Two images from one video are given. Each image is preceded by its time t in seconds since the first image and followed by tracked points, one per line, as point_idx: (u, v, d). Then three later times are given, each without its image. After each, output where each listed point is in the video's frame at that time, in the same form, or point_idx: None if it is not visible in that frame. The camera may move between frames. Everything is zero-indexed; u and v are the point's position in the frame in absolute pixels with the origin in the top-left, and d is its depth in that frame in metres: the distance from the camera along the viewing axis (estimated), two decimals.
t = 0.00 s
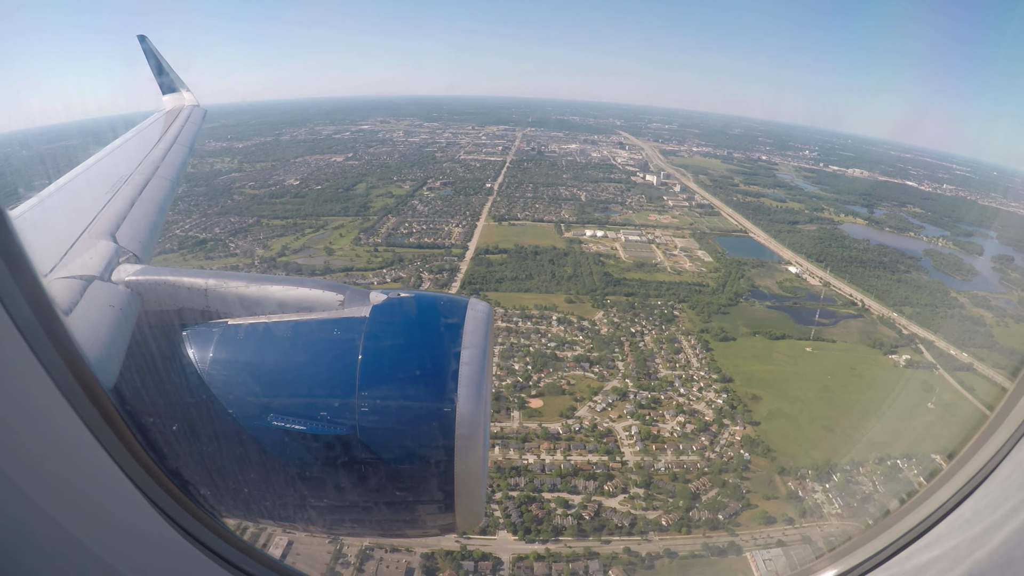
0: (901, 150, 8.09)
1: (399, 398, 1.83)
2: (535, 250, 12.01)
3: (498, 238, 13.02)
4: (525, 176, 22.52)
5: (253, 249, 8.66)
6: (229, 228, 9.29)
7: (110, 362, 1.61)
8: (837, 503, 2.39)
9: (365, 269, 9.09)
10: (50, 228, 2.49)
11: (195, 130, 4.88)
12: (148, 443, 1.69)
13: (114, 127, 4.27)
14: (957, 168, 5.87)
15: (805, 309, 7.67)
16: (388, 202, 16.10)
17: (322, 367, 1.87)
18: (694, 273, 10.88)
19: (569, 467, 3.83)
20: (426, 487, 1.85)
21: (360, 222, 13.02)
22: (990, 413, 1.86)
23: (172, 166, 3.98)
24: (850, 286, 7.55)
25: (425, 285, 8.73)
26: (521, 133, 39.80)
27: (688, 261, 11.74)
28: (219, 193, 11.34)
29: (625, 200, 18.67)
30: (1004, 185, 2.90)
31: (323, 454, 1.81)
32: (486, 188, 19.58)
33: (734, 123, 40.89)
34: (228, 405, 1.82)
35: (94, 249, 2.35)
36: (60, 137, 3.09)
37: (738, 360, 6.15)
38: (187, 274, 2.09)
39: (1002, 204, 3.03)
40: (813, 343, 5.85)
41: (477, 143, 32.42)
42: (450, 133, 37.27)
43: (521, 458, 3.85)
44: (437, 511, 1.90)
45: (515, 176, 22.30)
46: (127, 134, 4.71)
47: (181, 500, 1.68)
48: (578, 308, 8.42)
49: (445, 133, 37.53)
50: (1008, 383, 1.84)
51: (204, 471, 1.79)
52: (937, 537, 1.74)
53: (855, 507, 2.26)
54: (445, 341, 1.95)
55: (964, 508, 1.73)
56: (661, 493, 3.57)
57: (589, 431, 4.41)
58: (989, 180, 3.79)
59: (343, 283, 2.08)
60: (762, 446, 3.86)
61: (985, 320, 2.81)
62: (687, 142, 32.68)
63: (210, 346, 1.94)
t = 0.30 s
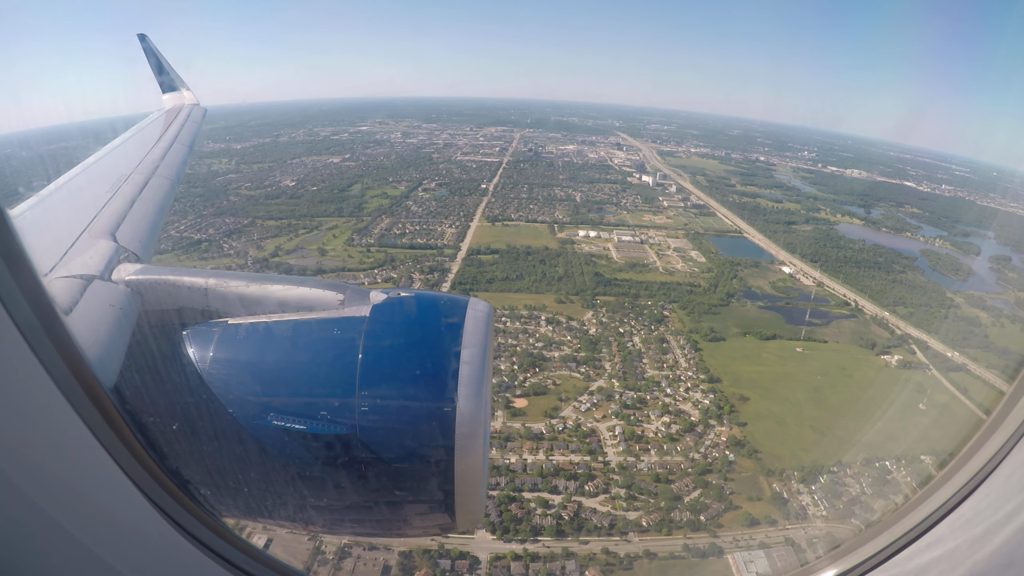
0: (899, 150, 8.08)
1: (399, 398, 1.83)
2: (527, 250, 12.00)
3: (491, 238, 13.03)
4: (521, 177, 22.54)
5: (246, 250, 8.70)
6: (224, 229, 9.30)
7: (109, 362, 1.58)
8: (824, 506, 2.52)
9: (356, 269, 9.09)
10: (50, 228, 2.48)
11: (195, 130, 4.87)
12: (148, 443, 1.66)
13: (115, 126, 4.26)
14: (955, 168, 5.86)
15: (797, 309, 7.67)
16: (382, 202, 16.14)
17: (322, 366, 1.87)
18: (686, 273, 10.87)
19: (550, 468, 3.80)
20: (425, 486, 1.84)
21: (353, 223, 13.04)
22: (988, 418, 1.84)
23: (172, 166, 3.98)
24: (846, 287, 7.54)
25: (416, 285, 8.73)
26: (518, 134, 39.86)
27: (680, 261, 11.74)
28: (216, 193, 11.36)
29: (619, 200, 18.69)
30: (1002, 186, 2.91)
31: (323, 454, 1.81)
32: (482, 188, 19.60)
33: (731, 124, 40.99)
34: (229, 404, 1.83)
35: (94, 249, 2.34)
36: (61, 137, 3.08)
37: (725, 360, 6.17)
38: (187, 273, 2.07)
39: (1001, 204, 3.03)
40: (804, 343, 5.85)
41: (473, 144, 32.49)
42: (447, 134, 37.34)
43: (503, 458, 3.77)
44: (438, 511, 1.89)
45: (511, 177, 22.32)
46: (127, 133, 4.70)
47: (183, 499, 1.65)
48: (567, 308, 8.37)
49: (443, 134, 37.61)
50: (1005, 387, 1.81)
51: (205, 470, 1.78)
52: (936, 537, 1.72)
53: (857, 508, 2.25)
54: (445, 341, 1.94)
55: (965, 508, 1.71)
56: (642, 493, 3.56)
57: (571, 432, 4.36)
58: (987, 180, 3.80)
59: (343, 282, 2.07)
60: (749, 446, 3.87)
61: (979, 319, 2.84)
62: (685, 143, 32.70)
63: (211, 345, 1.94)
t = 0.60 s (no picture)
0: (898, 151, 8.07)
1: (399, 397, 1.81)
2: (519, 250, 12.00)
3: (484, 239, 13.05)
4: (516, 178, 22.58)
5: (240, 251, 8.73)
6: (219, 230, 9.30)
7: (109, 361, 1.57)
8: (808, 507, 2.53)
9: (347, 270, 9.12)
10: (50, 227, 2.46)
11: (196, 129, 4.85)
12: (147, 443, 1.65)
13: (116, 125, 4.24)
14: (954, 169, 5.85)
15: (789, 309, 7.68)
16: (377, 203, 16.19)
17: (322, 365, 1.85)
18: (678, 274, 10.87)
19: (532, 467, 3.75)
20: (426, 485, 1.82)
21: (347, 224, 13.07)
22: (983, 422, 1.82)
23: (172, 165, 3.96)
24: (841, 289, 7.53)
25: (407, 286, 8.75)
26: (515, 135, 39.96)
27: (672, 262, 11.73)
28: (211, 194, 11.38)
29: (614, 201, 18.72)
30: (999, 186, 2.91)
31: (323, 453, 1.79)
32: (477, 189, 19.63)
33: (729, 126, 41.07)
34: (228, 404, 1.80)
35: (94, 248, 2.32)
36: (60, 136, 3.05)
37: (713, 360, 6.18)
38: (187, 272, 2.05)
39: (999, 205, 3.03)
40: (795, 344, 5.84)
41: (470, 145, 32.57)
42: (445, 136, 37.40)
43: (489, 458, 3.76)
44: (438, 510, 1.87)
45: (506, 178, 22.36)
46: (127, 132, 4.67)
47: (180, 499, 1.64)
48: (557, 308, 8.34)
49: (440, 136, 37.72)
50: (1004, 389, 1.79)
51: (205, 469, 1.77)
52: (937, 537, 1.69)
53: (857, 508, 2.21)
54: (445, 340, 1.92)
55: (967, 509, 1.68)
56: (623, 494, 3.54)
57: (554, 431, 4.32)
58: (985, 180, 3.80)
59: (344, 281, 2.05)
60: (734, 447, 3.85)
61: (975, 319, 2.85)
62: (683, 144, 32.74)
63: (210, 344, 1.92)
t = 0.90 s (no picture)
0: (896, 152, 8.06)
1: (400, 398, 1.79)
2: (512, 252, 12.01)
3: (476, 240, 13.06)
4: (512, 179, 22.62)
5: (233, 252, 8.74)
6: (213, 231, 9.30)
7: (110, 361, 1.57)
8: (793, 510, 2.58)
9: (338, 272, 9.14)
10: (50, 228, 2.45)
11: (196, 131, 4.85)
12: (148, 443, 1.64)
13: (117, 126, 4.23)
14: (953, 171, 5.85)
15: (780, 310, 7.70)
16: (372, 205, 16.23)
17: (322, 365, 1.83)
18: (670, 275, 10.87)
19: (513, 467, 3.69)
20: (426, 486, 1.80)
21: (340, 226, 13.10)
22: (977, 427, 1.80)
23: (173, 166, 3.95)
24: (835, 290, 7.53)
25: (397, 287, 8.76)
26: (512, 136, 40.01)
27: (664, 263, 11.73)
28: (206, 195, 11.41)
29: (609, 202, 18.73)
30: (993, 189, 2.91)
31: (324, 454, 1.76)
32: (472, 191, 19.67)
33: (727, 128, 41.11)
34: (228, 404, 1.78)
35: (94, 249, 2.30)
36: (61, 137, 3.05)
37: (700, 360, 6.20)
38: (188, 273, 2.05)
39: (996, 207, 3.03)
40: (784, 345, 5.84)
41: (467, 147, 32.63)
42: (442, 138, 37.40)
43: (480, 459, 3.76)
44: (439, 511, 1.85)
45: (502, 180, 22.39)
46: (127, 133, 4.66)
47: (181, 499, 1.63)
48: (546, 309, 8.31)
49: (438, 137, 37.76)
50: (1001, 394, 1.78)
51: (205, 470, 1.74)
52: (938, 538, 1.68)
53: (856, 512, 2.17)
54: (445, 341, 1.91)
55: (967, 510, 1.66)
56: (603, 495, 3.51)
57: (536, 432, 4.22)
58: (983, 181, 3.81)
59: (343, 282, 2.05)
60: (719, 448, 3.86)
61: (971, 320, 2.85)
62: (681, 146, 32.74)
63: (210, 344, 1.90)
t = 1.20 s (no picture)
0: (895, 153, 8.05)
1: (399, 403, 1.77)
2: (504, 252, 12.02)
3: (469, 241, 13.06)
4: (507, 180, 22.65)
5: (226, 253, 8.74)
6: (208, 231, 9.30)
7: (110, 365, 1.54)
8: (775, 510, 2.58)
9: (329, 274, 9.15)
10: (49, 232, 2.41)
11: (196, 135, 4.81)
12: (148, 448, 1.63)
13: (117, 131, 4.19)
14: (952, 173, 5.86)
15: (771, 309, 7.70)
16: (366, 206, 16.26)
17: (322, 370, 1.80)
18: (662, 275, 10.87)
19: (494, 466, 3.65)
20: (426, 491, 1.78)
21: (334, 227, 13.15)
22: (977, 436, 1.74)
23: (172, 169, 3.91)
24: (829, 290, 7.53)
25: (386, 287, 8.76)
26: (510, 137, 40.07)
27: (656, 263, 11.74)
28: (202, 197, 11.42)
29: (604, 203, 18.74)
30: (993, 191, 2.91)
31: (323, 458, 1.74)
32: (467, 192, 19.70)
33: (724, 129, 41.16)
34: (228, 409, 1.75)
35: (94, 253, 2.26)
36: (61, 140, 3.01)
37: (688, 360, 6.21)
38: (188, 278, 2.01)
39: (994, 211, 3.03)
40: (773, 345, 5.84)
41: (464, 148, 32.67)
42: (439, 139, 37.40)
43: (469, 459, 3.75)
44: (439, 516, 1.83)
45: (497, 180, 22.42)
46: (127, 137, 4.65)
47: (181, 504, 1.62)
48: (535, 309, 8.30)
49: (435, 138, 37.79)
50: (999, 399, 1.73)
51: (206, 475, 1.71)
52: (937, 542, 1.62)
53: (840, 513, 2.18)
54: (445, 345, 1.89)
55: (966, 513, 1.60)
56: (583, 495, 3.51)
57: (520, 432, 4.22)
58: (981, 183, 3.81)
59: (343, 287, 2.03)
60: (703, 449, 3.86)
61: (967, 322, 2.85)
62: (678, 147, 32.74)
63: (211, 349, 1.86)
